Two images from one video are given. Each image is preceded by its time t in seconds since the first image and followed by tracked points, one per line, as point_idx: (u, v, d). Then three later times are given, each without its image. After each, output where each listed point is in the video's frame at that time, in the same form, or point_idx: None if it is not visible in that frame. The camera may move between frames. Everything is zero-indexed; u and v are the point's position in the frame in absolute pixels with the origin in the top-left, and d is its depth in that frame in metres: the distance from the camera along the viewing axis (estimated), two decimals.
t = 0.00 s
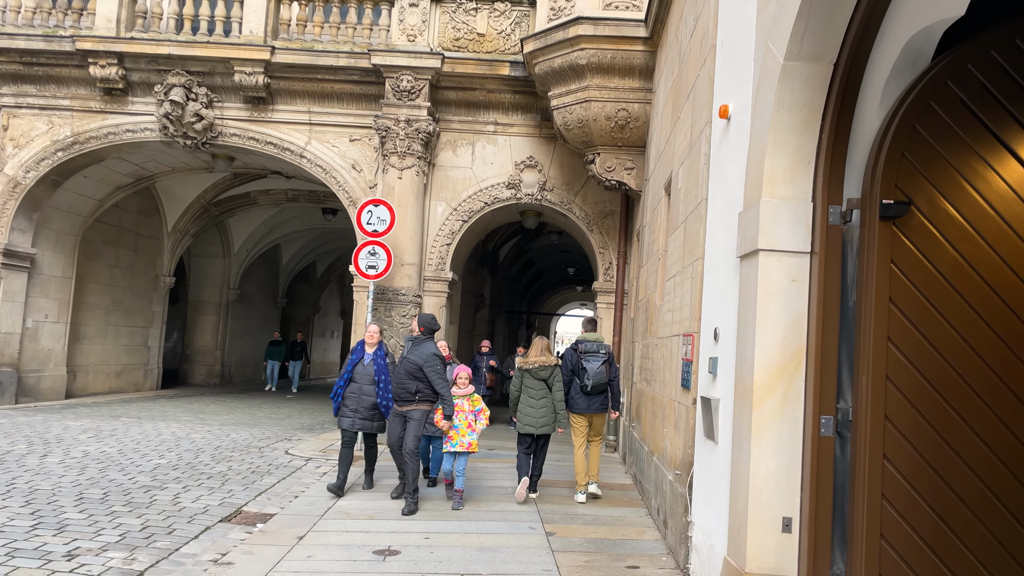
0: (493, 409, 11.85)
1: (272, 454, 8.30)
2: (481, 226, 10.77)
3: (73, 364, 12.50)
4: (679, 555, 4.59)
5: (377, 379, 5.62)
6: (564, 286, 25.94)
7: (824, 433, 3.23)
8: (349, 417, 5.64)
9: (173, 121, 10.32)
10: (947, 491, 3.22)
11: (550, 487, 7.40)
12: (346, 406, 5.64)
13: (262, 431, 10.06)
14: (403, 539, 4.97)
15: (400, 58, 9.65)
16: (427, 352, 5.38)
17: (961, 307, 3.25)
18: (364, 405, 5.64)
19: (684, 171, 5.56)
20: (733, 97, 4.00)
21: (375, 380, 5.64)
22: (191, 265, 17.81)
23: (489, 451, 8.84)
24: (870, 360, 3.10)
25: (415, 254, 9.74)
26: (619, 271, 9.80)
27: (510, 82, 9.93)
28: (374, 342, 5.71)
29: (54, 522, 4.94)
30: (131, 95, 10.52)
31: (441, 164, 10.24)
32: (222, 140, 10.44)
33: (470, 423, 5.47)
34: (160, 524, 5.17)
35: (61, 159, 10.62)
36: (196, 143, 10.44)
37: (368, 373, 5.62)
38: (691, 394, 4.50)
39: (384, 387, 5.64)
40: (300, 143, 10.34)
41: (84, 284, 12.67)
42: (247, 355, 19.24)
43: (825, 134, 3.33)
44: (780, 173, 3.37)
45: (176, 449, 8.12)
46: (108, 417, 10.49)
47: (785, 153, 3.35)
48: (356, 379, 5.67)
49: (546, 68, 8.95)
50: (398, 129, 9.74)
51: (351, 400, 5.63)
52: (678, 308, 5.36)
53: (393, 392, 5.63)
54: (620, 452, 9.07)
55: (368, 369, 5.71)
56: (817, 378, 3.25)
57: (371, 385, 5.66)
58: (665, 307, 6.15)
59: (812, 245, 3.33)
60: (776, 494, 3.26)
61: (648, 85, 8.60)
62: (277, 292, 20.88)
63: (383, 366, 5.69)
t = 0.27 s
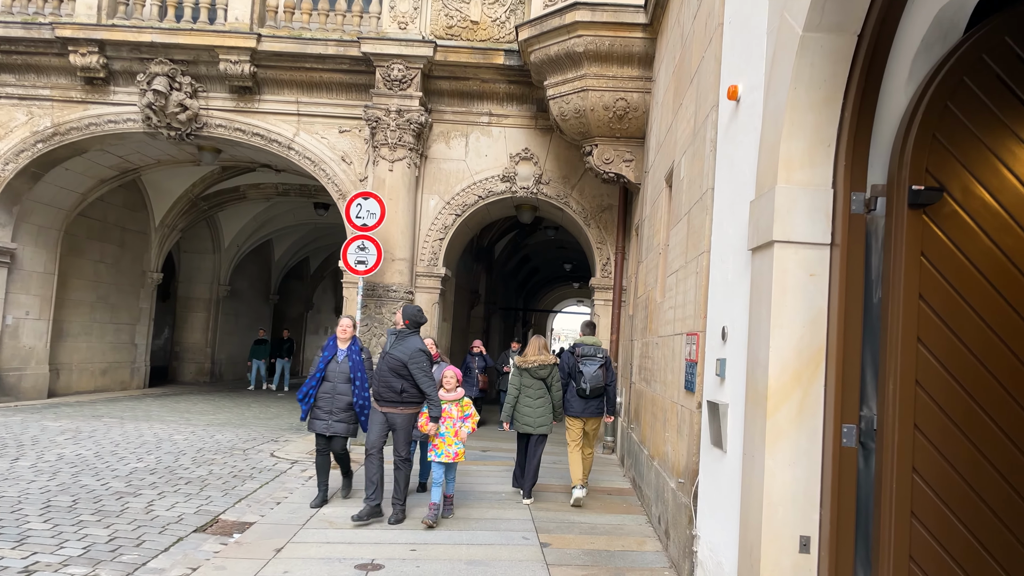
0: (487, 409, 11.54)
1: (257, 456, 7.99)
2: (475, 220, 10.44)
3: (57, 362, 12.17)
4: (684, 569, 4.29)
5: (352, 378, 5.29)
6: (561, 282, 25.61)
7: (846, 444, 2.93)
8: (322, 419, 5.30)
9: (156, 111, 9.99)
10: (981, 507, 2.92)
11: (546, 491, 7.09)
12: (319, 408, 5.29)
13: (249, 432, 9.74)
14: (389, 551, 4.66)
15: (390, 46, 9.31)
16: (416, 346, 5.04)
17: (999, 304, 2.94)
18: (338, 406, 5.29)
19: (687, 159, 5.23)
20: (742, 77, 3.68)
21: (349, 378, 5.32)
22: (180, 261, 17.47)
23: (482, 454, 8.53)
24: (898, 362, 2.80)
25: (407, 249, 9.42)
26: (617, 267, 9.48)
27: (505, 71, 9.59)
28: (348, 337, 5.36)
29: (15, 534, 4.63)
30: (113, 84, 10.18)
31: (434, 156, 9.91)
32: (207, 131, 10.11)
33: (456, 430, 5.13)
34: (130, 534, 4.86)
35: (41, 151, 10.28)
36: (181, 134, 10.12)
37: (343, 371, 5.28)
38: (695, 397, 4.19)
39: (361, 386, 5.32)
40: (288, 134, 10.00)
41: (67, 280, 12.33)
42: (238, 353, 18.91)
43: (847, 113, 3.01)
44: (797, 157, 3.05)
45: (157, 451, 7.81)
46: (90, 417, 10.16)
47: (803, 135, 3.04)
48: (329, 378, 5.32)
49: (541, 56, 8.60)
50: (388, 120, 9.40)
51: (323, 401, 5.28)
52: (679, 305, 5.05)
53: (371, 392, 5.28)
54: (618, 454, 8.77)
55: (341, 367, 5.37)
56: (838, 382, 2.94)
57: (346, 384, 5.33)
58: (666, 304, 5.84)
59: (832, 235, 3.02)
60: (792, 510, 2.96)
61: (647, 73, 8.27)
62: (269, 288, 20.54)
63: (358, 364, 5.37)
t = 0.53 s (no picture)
0: (481, 407, 11.24)
1: (241, 457, 7.67)
2: (468, 213, 10.13)
3: (38, 359, 11.82)
4: None
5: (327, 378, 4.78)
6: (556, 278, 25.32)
7: (877, 449, 2.63)
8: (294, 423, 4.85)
9: (138, 99, 9.65)
10: None
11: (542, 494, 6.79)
12: (290, 411, 4.83)
13: (234, 430, 9.42)
14: (374, 562, 4.35)
15: (381, 31, 8.98)
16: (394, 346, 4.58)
17: None
18: (313, 409, 4.82)
19: (692, 144, 4.93)
20: (757, 48, 3.39)
21: (323, 379, 4.81)
22: (168, 256, 17.12)
23: (476, 454, 8.24)
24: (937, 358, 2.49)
25: (397, 242, 9.09)
26: (615, 261, 9.18)
27: (499, 58, 9.26)
28: (322, 334, 4.82)
29: None
30: (94, 71, 9.83)
31: (426, 146, 9.58)
32: (191, 120, 9.78)
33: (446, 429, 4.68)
34: (97, 543, 4.55)
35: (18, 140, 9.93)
36: (164, 123, 9.78)
37: (316, 371, 4.78)
38: (703, 396, 3.89)
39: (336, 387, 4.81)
40: (275, 123, 9.67)
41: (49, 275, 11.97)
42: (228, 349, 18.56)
43: (879, 83, 2.71)
44: (823, 131, 2.75)
45: (136, 452, 7.48)
46: (70, 416, 9.82)
47: (829, 107, 2.73)
48: (301, 378, 4.82)
49: (537, 41, 8.27)
50: (378, 108, 9.07)
51: (296, 404, 4.82)
52: (684, 298, 4.75)
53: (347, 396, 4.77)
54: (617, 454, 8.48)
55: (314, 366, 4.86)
56: (869, 382, 2.64)
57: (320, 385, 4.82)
58: (668, 298, 5.55)
59: (861, 219, 2.72)
60: (816, 524, 2.65)
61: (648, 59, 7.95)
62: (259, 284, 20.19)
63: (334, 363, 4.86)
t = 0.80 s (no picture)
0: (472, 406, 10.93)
1: (221, 460, 7.34)
2: (459, 207, 9.82)
3: (16, 357, 11.46)
4: None
5: (294, 380, 4.29)
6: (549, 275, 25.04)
7: (908, 460, 2.34)
8: (256, 430, 4.31)
9: (116, 89, 9.32)
10: None
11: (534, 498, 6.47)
12: (251, 416, 4.30)
13: (216, 431, 9.10)
14: None
15: (367, 19, 8.65)
16: (365, 336, 4.12)
17: None
18: (275, 414, 4.30)
19: (692, 130, 4.64)
20: (767, 17, 3.10)
21: (290, 380, 4.31)
22: (153, 252, 16.76)
23: (466, 456, 7.94)
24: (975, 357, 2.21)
25: (385, 237, 8.77)
26: (610, 257, 8.90)
27: (490, 46, 8.96)
28: (291, 330, 4.34)
29: None
30: (70, 60, 9.49)
31: (414, 138, 9.26)
32: (171, 111, 9.46)
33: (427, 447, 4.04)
34: (55, 556, 4.25)
35: None
36: (143, 114, 9.46)
37: (282, 372, 4.28)
38: (707, 398, 3.61)
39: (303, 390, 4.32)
40: (258, 114, 9.35)
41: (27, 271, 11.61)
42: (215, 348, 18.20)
43: (909, 47, 2.42)
44: (845, 103, 2.47)
45: (110, 455, 7.16)
46: (46, 417, 9.48)
47: (851, 77, 2.46)
48: (264, 380, 4.32)
49: (530, 28, 7.94)
50: (365, 98, 8.75)
51: (257, 409, 4.29)
52: (684, 293, 4.46)
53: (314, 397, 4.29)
54: (612, 456, 8.19)
55: (280, 366, 4.36)
56: (897, 383, 2.35)
57: (285, 388, 4.32)
58: (666, 293, 5.26)
59: (889, 201, 2.43)
60: (839, 544, 2.37)
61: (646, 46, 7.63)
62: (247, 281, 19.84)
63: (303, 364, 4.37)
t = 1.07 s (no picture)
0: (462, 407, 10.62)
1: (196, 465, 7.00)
2: (447, 201, 9.50)
3: None
4: None
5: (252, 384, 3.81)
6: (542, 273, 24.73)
7: (945, 478, 2.02)
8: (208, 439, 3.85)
9: (90, 77, 8.97)
10: None
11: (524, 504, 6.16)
12: (204, 423, 3.85)
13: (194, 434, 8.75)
14: None
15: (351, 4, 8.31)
16: (320, 341, 3.49)
17: None
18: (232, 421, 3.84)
19: (692, 115, 4.33)
20: None
21: (248, 384, 3.86)
22: (135, 248, 16.38)
23: (453, 460, 7.62)
24: None
25: (369, 231, 8.44)
26: (604, 253, 8.59)
27: (479, 34, 8.64)
28: (249, 327, 3.88)
29: None
30: (43, 47, 9.12)
31: (401, 129, 8.93)
32: (148, 100, 9.10)
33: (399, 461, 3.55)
34: None
35: None
36: (118, 103, 9.10)
37: (240, 374, 3.83)
38: (710, 403, 3.31)
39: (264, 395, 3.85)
40: (238, 103, 9.01)
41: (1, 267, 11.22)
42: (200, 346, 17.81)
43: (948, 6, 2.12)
44: (874, 71, 2.18)
45: (78, 460, 6.82)
46: (17, 419, 9.11)
47: (880, 42, 2.17)
48: (220, 383, 3.87)
49: (520, 14, 7.60)
50: (349, 87, 8.41)
51: (211, 415, 3.84)
52: (683, 290, 4.16)
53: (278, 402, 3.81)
54: (605, 460, 7.88)
55: (238, 367, 3.91)
56: (935, 390, 2.03)
57: (244, 393, 3.86)
58: (663, 290, 4.95)
59: (924, 183, 2.13)
60: None
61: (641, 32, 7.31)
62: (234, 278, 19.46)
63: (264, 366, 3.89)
